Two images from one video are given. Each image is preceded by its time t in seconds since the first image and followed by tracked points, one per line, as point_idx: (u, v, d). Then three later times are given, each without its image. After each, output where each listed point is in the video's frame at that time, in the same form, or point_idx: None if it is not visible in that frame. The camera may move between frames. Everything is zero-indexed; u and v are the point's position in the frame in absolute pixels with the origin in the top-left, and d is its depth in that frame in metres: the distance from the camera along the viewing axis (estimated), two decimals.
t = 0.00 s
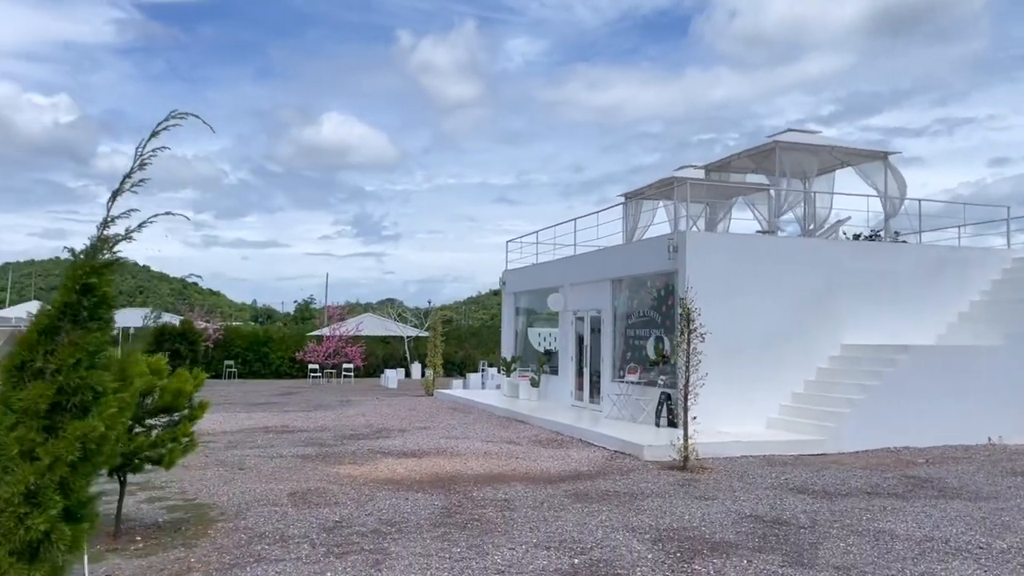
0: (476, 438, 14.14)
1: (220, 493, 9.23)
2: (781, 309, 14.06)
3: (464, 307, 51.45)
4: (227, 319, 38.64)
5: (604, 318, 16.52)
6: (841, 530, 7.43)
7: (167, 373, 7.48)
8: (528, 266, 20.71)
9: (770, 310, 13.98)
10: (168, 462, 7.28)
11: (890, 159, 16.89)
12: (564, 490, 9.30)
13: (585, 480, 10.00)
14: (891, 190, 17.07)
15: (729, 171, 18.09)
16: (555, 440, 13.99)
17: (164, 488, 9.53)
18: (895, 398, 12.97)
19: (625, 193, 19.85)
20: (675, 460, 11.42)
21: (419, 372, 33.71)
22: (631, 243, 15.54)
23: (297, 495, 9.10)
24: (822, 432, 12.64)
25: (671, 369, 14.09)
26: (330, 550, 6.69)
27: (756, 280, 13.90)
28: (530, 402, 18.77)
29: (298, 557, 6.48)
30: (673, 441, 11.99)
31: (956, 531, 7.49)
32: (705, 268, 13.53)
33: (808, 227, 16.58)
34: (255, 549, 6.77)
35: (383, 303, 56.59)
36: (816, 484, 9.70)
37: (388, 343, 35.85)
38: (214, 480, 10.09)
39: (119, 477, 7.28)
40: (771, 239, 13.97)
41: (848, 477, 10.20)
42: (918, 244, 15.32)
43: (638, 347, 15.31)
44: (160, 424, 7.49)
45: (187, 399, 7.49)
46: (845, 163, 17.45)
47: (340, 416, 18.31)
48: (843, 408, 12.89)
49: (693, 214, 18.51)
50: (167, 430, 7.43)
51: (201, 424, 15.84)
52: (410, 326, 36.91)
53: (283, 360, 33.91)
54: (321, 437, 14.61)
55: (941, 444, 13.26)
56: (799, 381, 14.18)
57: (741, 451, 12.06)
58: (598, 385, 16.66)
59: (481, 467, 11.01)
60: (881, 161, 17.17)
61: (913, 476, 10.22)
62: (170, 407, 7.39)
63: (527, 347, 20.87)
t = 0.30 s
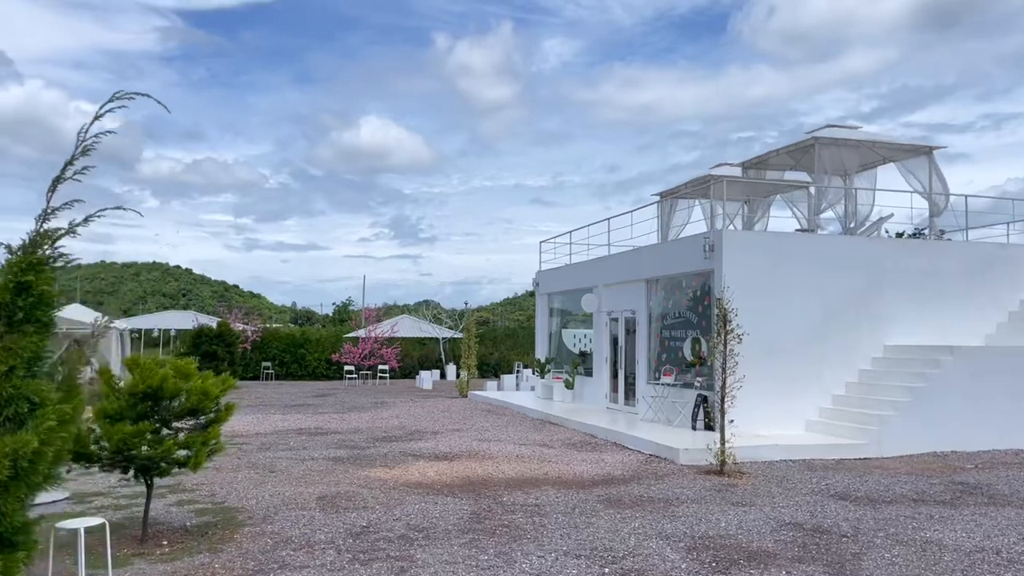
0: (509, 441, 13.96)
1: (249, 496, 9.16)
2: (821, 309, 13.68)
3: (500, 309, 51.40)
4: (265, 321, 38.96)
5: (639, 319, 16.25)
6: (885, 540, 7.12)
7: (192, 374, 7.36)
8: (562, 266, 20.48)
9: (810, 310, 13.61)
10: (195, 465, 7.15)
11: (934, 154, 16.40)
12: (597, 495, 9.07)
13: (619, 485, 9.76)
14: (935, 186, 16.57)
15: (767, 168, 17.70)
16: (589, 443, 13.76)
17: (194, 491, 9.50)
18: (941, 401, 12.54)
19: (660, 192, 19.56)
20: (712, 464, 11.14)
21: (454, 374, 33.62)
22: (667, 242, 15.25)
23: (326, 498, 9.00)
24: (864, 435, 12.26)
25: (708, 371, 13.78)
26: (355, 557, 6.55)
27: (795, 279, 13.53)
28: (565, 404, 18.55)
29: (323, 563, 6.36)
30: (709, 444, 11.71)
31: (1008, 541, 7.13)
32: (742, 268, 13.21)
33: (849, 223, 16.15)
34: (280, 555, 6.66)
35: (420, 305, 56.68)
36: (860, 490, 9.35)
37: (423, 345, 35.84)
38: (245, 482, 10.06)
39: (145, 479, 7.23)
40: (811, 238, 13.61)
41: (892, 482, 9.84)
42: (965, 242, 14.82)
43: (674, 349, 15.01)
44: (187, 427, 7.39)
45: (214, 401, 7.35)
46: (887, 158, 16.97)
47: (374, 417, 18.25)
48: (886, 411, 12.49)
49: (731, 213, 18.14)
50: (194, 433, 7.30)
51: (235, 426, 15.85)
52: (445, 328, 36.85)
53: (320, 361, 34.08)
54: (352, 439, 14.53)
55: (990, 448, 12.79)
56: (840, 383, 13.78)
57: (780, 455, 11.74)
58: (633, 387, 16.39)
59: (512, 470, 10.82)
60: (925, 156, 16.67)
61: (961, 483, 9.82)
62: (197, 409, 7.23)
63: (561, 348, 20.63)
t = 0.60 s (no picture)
0: (547, 443, 13.76)
1: (284, 498, 9.08)
2: (869, 308, 13.24)
3: (540, 309, 51.14)
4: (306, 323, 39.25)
5: (680, 319, 15.93)
6: (941, 549, 6.76)
7: (222, 374, 7.27)
8: (601, 266, 20.20)
9: (858, 310, 13.18)
10: (229, 464, 7.09)
11: (988, 146, 15.80)
12: (637, 499, 8.82)
13: (660, 489, 9.48)
14: (989, 180, 15.96)
15: (812, 163, 17.23)
16: (629, 446, 13.48)
17: (230, 492, 9.46)
18: (996, 403, 12.05)
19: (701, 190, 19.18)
20: (757, 468, 10.81)
21: (493, 374, 33.48)
22: (708, 240, 14.90)
23: (361, 501, 8.87)
24: (916, 439, 11.81)
25: (752, 372, 13.42)
26: (386, 562, 6.39)
27: (842, 276, 13.12)
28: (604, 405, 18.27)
29: (354, 569, 6.20)
30: (753, 447, 11.37)
31: None
32: (786, 265, 12.84)
33: (898, 219, 15.63)
34: (311, 559, 6.53)
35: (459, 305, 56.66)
36: (913, 496, 8.96)
37: (462, 345, 35.75)
38: (280, 484, 9.99)
39: (178, 481, 7.15)
40: (858, 234, 13.18)
41: (947, 488, 9.42)
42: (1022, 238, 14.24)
43: (716, 349, 14.66)
44: (218, 427, 7.30)
45: (244, 401, 7.28)
46: (938, 152, 16.40)
47: (413, 418, 18.17)
48: (938, 414, 12.03)
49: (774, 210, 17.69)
50: (226, 433, 7.22)
51: (274, 427, 15.87)
52: (484, 329, 36.73)
53: (360, 362, 34.19)
54: (390, 440, 14.44)
55: None
56: (889, 384, 13.32)
57: (827, 459, 11.36)
58: (674, 388, 16.07)
59: (550, 473, 10.60)
60: (978, 148, 16.07)
61: (1020, 489, 9.37)
62: (227, 409, 7.16)
63: (600, 348, 20.35)
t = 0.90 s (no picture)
0: (586, 447, 13.53)
1: (318, 503, 8.98)
2: (920, 309, 12.78)
3: (579, 311, 50.81)
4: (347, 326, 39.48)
5: (722, 321, 15.57)
6: (1002, 563, 6.39)
7: (253, 377, 7.18)
8: (641, 268, 19.89)
9: (908, 311, 12.74)
10: (258, 469, 6.98)
11: None
12: (678, 507, 8.56)
13: (701, 496, 9.20)
14: None
15: (858, 160, 16.74)
16: (669, 450, 13.19)
17: (265, 496, 9.40)
18: None
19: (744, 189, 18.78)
20: (803, 475, 10.46)
21: (533, 377, 33.28)
22: (751, 240, 14.54)
23: (395, 506, 8.74)
24: (970, 445, 11.36)
25: (797, 375, 13.04)
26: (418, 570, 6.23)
27: (892, 276, 12.69)
28: (645, 409, 17.97)
29: None
30: (799, 453, 11.02)
31: None
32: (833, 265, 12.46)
33: (949, 216, 15.09)
34: (343, 566, 6.40)
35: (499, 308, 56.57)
36: (970, 506, 8.56)
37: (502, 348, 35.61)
38: (316, 488, 9.90)
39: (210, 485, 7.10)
40: (908, 233, 12.74)
41: (1005, 498, 8.99)
42: None
43: (760, 352, 14.29)
44: (250, 430, 7.23)
45: (275, 404, 7.18)
46: (991, 147, 15.82)
47: (451, 421, 18.06)
48: (994, 419, 11.55)
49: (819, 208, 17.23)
50: (257, 436, 7.14)
51: (312, 429, 15.87)
52: (524, 332, 36.56)
53: (400, 364, 34.25)
54: (427, 443, 14.33)
55: None
56: (941, 388, 12.84)
57: (877, 466, 10.96)
58: (717, 392, 15.73)
59: (588, 479, 10.37)
60: None
61: None
62: (258, 413, 7.07)
63: (640, 351, 20.04)
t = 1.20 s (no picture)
0: (626, 450, 13.23)
1: (351, 506, 8.82)
2: (976, 309, 12.25)
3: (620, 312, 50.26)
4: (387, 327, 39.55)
5: (767, 322, 15.14)
6: None
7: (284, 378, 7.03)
8: (683, 267, 19.50)
9: (963, 311, 12.21)
10: (285, 471, 6.81)
11: None
12: (721, 513, 8.24)
13: (745, 502, 8.86)
14: None
15: (908, 154, 16.16)
16: (712, 454, 12.84)
17: (298, 498, 9.28)
18: None
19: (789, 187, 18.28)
20: (851, 481, 10.05)
21: (573, 379, 32.94)
22: (796, 238, 14.11)
23: (428, 510, 8.54)
24: None
25: (845, 377, 12.59)
26: None
27: (945, 275, 12.19)
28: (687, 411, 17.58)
29: None
30: (848, 458, 10.60)
31: None
32: (883, 263, 12.00)
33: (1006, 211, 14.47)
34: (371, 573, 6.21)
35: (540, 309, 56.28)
36: None
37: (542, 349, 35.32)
38: (350, 490, 9.76)
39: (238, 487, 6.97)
40: (962, 230, 12.22)
41: None
42: None
43: (806, 353, 13.86)
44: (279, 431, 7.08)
45: (305, 406, 7.02)
46: None
47: (489, 423, 17.87)
48: None
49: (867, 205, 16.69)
50: (286, 438, 6.99)
51: (350, 430, 15.81)
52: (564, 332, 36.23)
53: (440, 365, 34.16)
54: (465, 445, 14.14)
55: None
56: (999, 392, 12.29)
57: (929, 472, 10.50)
58: (761, 395, 15.30)
59: (627, 483, 10.08)
60: None
61: None
62: (287, 415, 6.92)
63: (682, 352, 19.64)
